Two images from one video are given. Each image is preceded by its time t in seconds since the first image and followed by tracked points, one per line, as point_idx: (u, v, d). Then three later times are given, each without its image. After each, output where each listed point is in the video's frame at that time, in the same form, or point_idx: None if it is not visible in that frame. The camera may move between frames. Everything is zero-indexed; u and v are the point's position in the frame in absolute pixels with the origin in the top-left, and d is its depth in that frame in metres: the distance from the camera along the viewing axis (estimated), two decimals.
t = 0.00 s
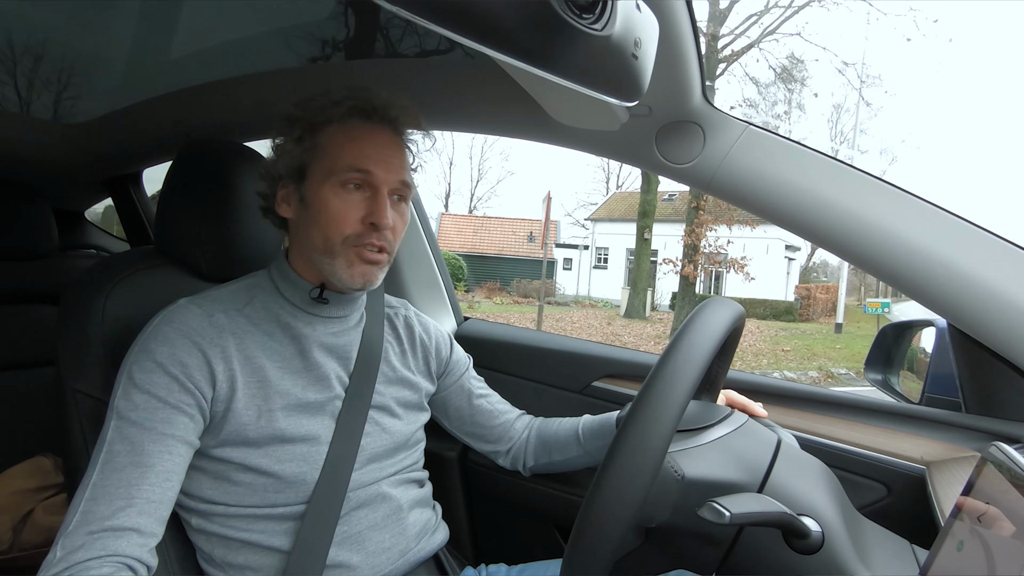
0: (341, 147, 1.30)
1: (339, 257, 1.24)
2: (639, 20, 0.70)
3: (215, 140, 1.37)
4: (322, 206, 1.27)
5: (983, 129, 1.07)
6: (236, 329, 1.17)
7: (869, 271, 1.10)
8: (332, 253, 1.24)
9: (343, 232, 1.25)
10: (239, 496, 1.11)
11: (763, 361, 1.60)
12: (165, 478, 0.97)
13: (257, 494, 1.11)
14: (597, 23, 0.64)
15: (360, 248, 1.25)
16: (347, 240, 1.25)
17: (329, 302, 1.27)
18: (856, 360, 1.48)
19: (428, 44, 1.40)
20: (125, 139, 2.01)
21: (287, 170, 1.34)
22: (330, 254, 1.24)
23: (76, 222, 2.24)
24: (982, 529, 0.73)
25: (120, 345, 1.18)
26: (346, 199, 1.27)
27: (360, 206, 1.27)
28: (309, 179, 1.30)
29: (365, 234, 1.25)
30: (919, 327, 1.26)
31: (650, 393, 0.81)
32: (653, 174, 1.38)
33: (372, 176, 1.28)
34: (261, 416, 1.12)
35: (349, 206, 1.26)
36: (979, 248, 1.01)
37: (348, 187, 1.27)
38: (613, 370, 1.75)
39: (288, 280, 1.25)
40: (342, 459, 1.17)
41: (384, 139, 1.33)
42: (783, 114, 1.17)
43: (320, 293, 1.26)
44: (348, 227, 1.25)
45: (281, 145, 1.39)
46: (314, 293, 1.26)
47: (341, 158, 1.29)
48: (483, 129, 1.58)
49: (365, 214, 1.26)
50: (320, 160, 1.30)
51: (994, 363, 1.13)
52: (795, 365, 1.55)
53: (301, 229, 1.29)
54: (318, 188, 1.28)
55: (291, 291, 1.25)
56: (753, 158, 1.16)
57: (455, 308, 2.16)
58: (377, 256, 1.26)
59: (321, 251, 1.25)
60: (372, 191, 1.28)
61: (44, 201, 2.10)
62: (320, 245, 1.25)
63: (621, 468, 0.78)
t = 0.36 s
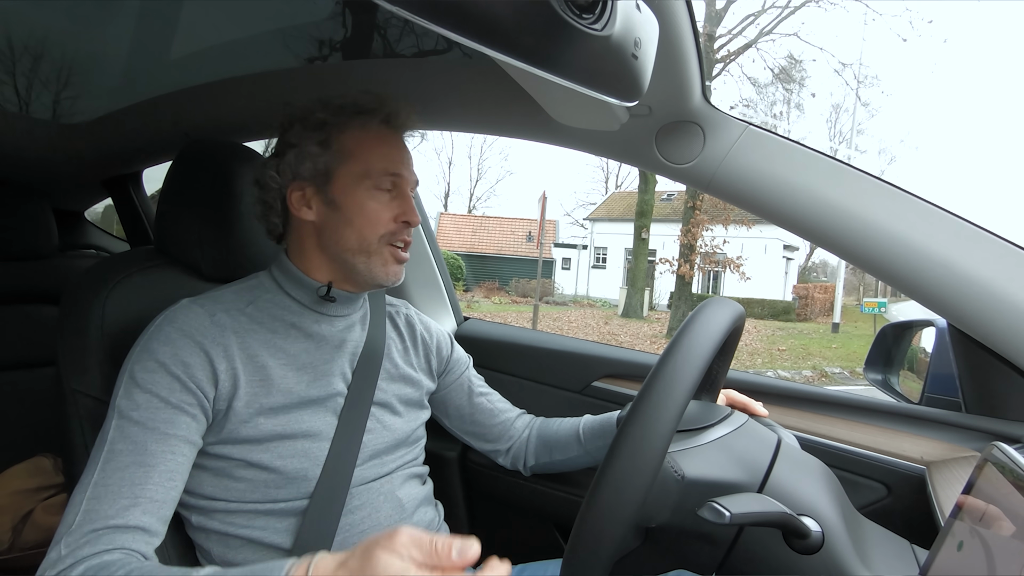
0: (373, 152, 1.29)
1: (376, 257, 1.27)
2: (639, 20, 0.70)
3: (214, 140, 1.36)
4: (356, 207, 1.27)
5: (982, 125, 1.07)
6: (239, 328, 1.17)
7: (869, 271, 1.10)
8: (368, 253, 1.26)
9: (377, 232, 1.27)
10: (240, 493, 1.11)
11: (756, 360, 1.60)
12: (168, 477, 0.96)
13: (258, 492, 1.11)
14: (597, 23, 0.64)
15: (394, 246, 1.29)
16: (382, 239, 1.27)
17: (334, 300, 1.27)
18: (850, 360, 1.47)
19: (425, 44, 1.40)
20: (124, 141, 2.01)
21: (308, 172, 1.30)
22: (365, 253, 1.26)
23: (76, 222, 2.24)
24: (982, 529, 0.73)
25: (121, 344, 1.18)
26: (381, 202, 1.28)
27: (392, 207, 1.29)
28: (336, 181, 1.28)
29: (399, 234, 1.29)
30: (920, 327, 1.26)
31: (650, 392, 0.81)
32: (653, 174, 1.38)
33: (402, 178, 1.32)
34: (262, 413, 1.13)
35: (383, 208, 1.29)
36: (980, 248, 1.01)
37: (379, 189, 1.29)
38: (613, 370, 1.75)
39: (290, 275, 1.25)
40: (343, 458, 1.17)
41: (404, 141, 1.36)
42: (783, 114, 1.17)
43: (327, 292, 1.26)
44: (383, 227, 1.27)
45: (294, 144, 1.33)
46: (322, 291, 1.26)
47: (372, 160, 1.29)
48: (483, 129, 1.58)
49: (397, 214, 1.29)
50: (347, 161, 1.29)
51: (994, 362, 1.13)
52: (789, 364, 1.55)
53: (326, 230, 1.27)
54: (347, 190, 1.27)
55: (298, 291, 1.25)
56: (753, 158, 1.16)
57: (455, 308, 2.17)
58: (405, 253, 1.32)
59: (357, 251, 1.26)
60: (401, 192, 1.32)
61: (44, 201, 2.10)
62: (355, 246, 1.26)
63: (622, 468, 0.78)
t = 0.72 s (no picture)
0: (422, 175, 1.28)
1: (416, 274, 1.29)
2: (639, 20, 0.70)
3: (214, 140, 1.36)
4: (413, 229, 1.25)
5: (986, 129, 1.05)
6: (254, 328, 1.15)
7: (870, 271, 1.10)
8: (413, 271, 1.28)
9: (423, 251, 1.29)
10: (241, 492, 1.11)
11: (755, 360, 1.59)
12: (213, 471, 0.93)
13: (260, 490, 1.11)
14: (597, 23, 0.64)
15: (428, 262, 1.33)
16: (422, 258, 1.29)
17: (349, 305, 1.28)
18: (850, 360, 1.48)
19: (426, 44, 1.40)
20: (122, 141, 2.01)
21: (375, 185, 1.22)
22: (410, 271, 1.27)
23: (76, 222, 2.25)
24: (982, 529, 0.73)
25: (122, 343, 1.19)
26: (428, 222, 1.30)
27: (434, 226, 1.32)
28: (397, 201, 1.24)
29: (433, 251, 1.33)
30: (919, 327, 1.26)
31: (650, 392, 0.81)
32: (654, 174, 1.38)
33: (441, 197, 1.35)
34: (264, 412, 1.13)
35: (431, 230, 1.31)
36: (980, 248, 1.01)
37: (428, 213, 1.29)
38: (614, 370, 1.75)
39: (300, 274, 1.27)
40: (344, 457, 1.17)
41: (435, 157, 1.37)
42: (782, 114, 1.17)
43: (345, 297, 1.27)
44: (427, 247, 1.30)
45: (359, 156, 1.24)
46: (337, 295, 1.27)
47: (428, 183, 1.29)
48: (483, 129, 1.58)
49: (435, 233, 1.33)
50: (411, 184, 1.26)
51: (994, 362, 1.13)
52: (789, 364, 1.56)
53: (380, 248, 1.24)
54: (408, 212, 1.25)
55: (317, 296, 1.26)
56: (753, 158, 1.16)
57: (455, 308, 2.17)
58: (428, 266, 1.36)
59: (402, 268, 1.26)
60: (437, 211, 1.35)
61: (44, 201, 2.10)
62: (405, 265, 1.26)
63: (622, 468, 0.78)
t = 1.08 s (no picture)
0: (412, 174, 1.18)
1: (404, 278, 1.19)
2: (639, 20, 0.70)
3: (214, 140, 1.36)
4: (395, 229, 1.16)
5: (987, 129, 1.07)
6: (258, 322, 1.15)
7: (869, 271, 1.10)
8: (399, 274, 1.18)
9: (412, 254, 1.17)
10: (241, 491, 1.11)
11: (756, 360, 1.61)
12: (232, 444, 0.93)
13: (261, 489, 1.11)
14: (597, 23, 0.64)
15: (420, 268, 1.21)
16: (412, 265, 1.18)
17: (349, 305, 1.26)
18: (850, 360, 1.48)
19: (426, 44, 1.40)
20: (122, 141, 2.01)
21: (352, 183, 1.16)
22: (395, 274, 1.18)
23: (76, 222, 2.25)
24: (981, 529, 0.73)
25: (122, 344, 1.19)
26: (417, 225, 1.17)
27: (424, 228, 1.19)
28: (378, 198, 1.16)
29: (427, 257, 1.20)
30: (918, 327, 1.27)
31: (650, 393, 0.81)
32: (653, 174, 1.38)
33: (433, 199, 1.19)
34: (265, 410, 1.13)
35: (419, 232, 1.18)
36: (980, 248, 1.01)
37: (419, 215, 1.18)
38: (614, 370, 1.75)
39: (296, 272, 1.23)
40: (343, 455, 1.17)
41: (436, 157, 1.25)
42: (782, 114, 1.17)
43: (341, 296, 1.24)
44: (416, 251, 1.17)
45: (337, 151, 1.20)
46: (337, 294, 1.24)
47: (415, 181, 1.18)
48: (482, 128, 1.58)
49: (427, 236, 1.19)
50: (395, 183, 1.16)
51: (994, 362, 1.13)
52: (790, 364, 1.56)
53: (359, 248, 1.18)
54: (395, 212, 1.16)
55: (313, 293, 1.23)
56: (753, 159, 1.16)
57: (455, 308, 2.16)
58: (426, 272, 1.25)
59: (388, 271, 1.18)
60: (430, 212, 1.20)
61: (45, 201, 2.10)
62: (388, 266, 1.17)
63: (622, 469, 0.78)
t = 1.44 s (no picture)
0: (353, 156, 1.23)
1: (331, 266, 1.19)
2: (639, 20, 0.70)
3: (214, 140, 1.36)
4: (322, 213, 1.21)
5: (985, 129, 1.07)
6: (256, 320, 1.15)
7: (869, 271, 1.10)
8: (324, 261, 1.19)
9: (338, 241, 1.19)
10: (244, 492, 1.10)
11: (756, 361, 1.63)
12: (227, 438, 0.92)
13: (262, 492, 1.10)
14: (597, 23, 0.64)
15: (351, 258, 1.18)
16: (339, 253, 1.18)
17: (337, 306, 1.24)
18: (850, 360, 1.49)
19: (426, 44, 1.41)
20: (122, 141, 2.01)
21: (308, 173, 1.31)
22: (322, 260, 1.19)
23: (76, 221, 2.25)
24: (981, 529, 0.73)
25: (122, 343, 1.19)
26: (346, 208, 1.20)
27: (358, 216, 1.20)
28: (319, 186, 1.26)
29: (359, 248, 1.18)
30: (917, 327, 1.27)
31: (650, 393, 0.81)
32: (653, 174, 1.38)
33: (374, 187, 1.21)
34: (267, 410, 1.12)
35: (348, 217, 1.20)
36: (980, 247, 1.01)
37: (352, 199, 1.21)
38: (614, 370, 1.75)
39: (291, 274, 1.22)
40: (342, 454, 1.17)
41: (397, 150, 1.25)
42: (782, 114, 1.17)
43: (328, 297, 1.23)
44: (343, 237, 1.19)
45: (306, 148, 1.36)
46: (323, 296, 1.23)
47: (350, 167, 1.22)
48: (482, 128, 1.58)
49: (361, 225, 1.19)
50: (332, 166, 1.25)
51: (994, 362, 1.13)
52: (790, 364, 1.57)
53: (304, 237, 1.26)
54: (330, 199, 1.21)
55: (301, 293, 1.22)
56: (753, 159, 1.16)
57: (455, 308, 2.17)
58: (369, 268, 1.19)
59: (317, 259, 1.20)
60: (371, 203, 1.20)
61: (45, 201, 2.10)
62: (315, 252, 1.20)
63: (622, 469, 0.78)
